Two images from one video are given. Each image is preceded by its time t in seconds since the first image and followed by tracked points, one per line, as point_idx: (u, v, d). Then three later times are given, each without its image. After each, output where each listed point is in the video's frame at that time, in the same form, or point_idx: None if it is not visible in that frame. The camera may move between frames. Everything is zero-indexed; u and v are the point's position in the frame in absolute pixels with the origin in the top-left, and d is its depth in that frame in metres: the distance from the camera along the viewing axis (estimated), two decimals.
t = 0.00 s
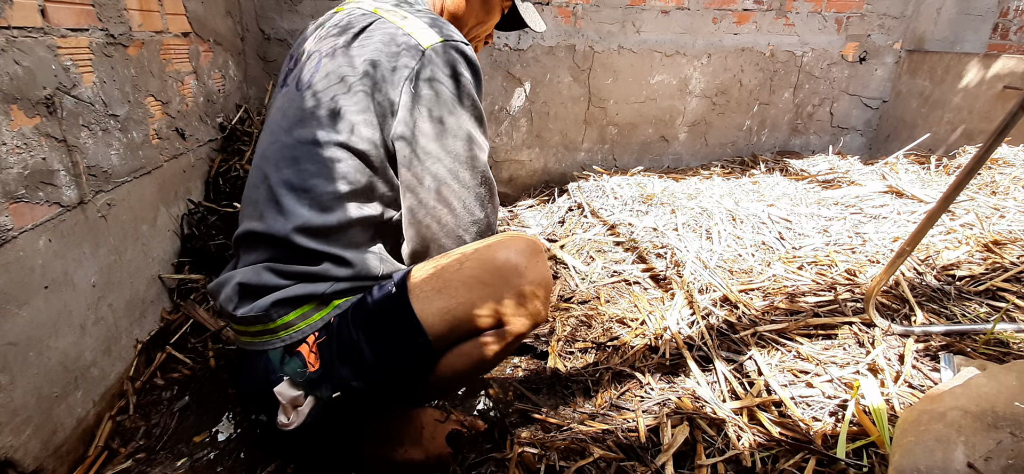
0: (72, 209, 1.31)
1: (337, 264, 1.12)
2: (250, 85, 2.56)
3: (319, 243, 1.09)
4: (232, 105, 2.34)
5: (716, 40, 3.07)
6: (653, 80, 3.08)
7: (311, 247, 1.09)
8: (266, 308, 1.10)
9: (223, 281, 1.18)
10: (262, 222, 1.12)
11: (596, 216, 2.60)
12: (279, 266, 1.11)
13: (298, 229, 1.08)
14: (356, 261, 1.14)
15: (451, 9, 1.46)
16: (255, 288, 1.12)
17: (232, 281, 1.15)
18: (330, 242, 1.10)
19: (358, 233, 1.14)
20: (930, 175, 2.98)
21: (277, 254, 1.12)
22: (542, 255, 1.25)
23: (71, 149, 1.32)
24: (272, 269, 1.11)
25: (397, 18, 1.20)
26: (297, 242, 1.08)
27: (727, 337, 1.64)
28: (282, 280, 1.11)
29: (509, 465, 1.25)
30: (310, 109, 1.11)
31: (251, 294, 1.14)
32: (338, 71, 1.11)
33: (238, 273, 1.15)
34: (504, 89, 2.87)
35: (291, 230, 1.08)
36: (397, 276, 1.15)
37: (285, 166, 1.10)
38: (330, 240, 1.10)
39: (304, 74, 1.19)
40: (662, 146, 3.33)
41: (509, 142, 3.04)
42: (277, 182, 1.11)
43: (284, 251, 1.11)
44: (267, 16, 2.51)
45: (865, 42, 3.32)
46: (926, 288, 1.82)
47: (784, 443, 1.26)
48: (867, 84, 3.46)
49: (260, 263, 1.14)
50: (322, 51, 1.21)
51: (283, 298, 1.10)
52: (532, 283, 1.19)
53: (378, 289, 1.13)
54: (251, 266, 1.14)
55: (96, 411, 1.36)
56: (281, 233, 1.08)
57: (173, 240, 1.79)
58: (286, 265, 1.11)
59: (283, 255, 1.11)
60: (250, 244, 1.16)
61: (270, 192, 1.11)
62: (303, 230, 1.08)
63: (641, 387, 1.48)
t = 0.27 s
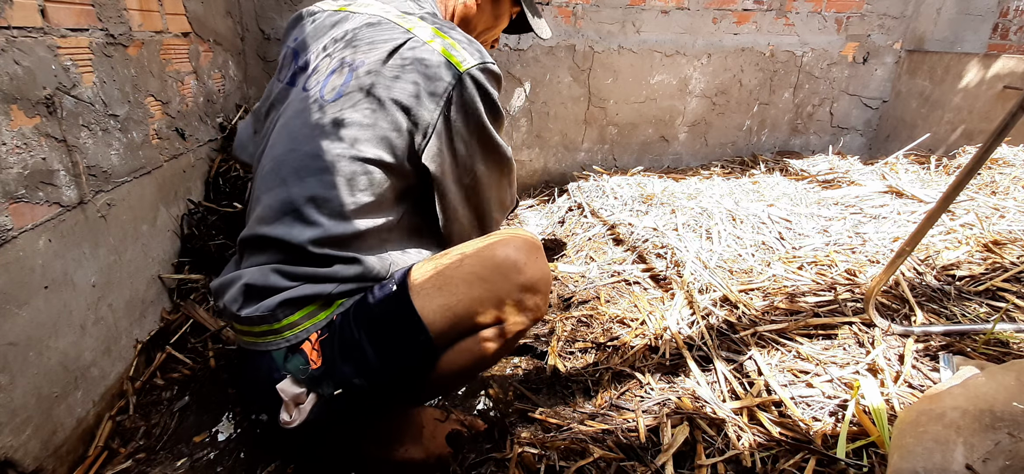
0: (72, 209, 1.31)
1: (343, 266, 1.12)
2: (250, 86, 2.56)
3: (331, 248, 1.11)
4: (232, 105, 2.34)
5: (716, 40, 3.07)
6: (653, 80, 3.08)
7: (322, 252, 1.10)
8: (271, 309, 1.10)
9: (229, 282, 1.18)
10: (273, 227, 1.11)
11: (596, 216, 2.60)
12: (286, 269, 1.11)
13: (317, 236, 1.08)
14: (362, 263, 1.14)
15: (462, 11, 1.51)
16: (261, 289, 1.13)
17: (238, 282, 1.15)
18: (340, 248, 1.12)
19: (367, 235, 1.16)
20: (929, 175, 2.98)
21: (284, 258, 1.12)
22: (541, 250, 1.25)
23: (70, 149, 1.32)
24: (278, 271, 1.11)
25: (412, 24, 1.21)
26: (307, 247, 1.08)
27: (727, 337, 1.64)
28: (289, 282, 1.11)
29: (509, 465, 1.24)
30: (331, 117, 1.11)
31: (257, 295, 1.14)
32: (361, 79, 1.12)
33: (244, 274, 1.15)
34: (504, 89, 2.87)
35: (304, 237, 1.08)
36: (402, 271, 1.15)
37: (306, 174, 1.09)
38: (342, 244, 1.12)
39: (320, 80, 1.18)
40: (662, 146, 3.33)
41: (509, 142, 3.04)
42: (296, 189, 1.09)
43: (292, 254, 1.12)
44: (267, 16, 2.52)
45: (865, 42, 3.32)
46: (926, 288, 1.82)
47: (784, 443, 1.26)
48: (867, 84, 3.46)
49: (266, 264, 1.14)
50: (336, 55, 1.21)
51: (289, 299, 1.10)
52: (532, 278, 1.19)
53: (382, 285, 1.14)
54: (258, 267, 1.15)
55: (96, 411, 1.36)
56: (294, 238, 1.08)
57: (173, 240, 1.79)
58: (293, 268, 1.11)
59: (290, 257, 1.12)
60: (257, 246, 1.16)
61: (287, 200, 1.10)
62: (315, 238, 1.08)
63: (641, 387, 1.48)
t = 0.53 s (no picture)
0: (72, 209, 1.31)
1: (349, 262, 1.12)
2: (250, 86, 2.56)
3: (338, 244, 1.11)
4: (232, 105, 2.34)
5: (716, 40, 3.07)
6: (653, 80, 3.08)
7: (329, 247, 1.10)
8: (278, 303, 1.10)
9: (234, 277, 1.18)
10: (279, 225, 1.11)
11: (596, 216, 2.60)
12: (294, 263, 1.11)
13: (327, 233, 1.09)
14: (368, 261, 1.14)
15: (468, 17, 1.55)
16: (267, 283, 1.12)
17: (244, 276, 1.15)
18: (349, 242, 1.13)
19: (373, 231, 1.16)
20: (929, 175, 2.98)
21: (292, 252, 1.13)
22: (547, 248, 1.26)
23: (70, 149, 1.32)
24: (284, 266, 1.11)
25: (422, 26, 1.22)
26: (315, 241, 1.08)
27: (727, 337, 1.64)
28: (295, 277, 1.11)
29: (509, 465, 1.24)
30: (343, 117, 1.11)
31: (262, 289, 1.14)
32: (374, 80, 1.12)
33: (250, 267, 1.15)
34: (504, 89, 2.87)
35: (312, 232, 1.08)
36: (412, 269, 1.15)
37: (315, 171, 1.09)
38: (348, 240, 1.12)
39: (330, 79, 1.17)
40: (662, 146, 3.33)
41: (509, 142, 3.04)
42: (304, 186, 1.09)
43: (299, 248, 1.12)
44: (267, 16, 2.52)
45: (865, 42, 3.32)
46: (926, 288, 1.82)
47: (784, 443, 1.26)
48: (867, 84, 3.46)
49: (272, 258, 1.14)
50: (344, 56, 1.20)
51: (295, 293, 1.10)
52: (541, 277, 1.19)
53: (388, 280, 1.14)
54: (264, 261, 1.15)
55: (96, 411, 1.36)
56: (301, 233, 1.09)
57: (173, 240, 1.79)
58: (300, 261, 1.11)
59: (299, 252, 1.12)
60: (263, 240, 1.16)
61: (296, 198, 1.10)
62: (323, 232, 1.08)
63: (641, 387, 1.48)
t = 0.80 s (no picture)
0: (72, 209, 1.31)
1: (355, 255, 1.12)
2: (250, 86, 2.56)
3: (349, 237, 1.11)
4: (232, 105, 2.34)
5: (716, 40, 3.07)
6: (653, 80, 3.08)
7: (339, 240, 1.10)
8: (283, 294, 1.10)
9: (240, 270, 1.18)
10: (293, 219, 1.12)
11: (595, 216, 2.60)
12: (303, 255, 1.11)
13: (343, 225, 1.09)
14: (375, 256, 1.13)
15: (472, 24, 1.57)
16: (273, 275, 1.12)
17: (252, 269, 1.15)
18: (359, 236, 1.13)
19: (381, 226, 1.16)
20: (930, 175, 2.98)
21: (301, 244, 1.12)
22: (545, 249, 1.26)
23: (70, 149, 1.32)
24: (291, 257, 1.11)
25: (437, 28, 1.27)
26: (325, 233, 1.09)
27: (727, 337, 1.64)
28: (302, 269, 1.11)
29: (509, 465, 1.24)
30: (368, 113, 1.14)
31: (269, 281, 1.14)
32: (400, 78, 1.15)
33: (258, 260, 1.16)
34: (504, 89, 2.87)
35: (324, 224, 1.09)
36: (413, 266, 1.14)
37: (337, 166, 1.11)
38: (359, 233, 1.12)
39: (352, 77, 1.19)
40: (662, 146, 3.33)
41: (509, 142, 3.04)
42: (326, 179, 1.10)
43: (309, 241, 1.12)
44: (267, 16, 2.53)
45: (865, 42, 3.32)
46: (926, 288, 1.82)
47: (784, 443, 1.26)
48: (867, 84, 3.46)
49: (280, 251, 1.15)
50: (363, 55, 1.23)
51: (300, 285, 1.10)
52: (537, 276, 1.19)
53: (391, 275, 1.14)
54: (272, 254, 1.15)
55: (96, 411, 1.36)
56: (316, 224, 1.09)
57: (173, 240, 1.79)
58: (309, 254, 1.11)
59: (310, 245, 1.12)
60: (272, 235, 1.16)
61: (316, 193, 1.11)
62: (336, 224, 1.09)
63: (641, 387, 1.48)
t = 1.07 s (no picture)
0: (72, 209, 1.31)
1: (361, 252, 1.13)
2: (250, 86, 2.56)
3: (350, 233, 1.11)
4: (232, 105, 2.34)
5: (716, 40, 3.07)
6: (653, 80, 3.08)
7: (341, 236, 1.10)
8: (294, 288, 1.09)
9: (246, 265, 1.17)
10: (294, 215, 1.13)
11: (596, 216, 2.60)
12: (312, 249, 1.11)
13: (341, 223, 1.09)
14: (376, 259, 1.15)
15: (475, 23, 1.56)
16: (282, 270, 1.12)
17: (257, 263, 1.14)
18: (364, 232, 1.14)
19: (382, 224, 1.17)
20: (929, 175, 2.98)
21: (309, 239, 1.12)
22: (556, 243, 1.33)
23: (71, 149, 1.32)
24: (301, 252, 1.11)
25: (438, 26, 1.27)
26: (330, 228, 1.09)
27: (727, 337, 1.64)
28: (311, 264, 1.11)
29: (509, 465, 1.24)
30: (369, 113, 1.14)
31: (277, 275, 1.13)
32: (400, 76, 1.15)
33: (264, 255, 1.15)
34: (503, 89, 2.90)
35: (325, 221, 1.09)
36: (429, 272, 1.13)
37: (337, 164, 1.12)
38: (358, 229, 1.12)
39: (353, 77, 1.20)
40: (662, 147, 3.33)
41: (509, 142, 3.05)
42: (326, 178, 1.11)
43: (312, 237, 1.12)
44: (267, 16, 2.54)
45: (865, 42, 3.32)
46: (926, 288, 1.82)
47: (784, 443, 1.26)
48: (867, 84, 3.46)
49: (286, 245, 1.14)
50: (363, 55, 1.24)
51: (312, 278, 1.09)
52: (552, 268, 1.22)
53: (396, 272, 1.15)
54: (278, 249, 1.14)
55: (96, 411, 1.36)
56: (315, 221, 1.10)
57: (173, 240, 1.79)
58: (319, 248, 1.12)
59: (314, 241, 1.12)
60: (275, 231, 1.16)
61: (315, 191, 1.12)
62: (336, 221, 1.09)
63: (641, 387, 1.48)
